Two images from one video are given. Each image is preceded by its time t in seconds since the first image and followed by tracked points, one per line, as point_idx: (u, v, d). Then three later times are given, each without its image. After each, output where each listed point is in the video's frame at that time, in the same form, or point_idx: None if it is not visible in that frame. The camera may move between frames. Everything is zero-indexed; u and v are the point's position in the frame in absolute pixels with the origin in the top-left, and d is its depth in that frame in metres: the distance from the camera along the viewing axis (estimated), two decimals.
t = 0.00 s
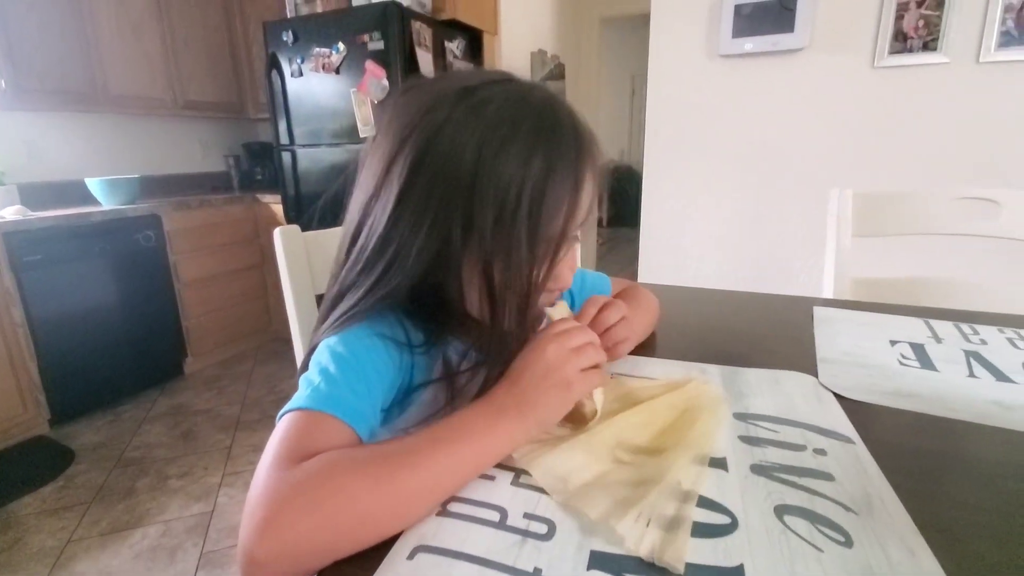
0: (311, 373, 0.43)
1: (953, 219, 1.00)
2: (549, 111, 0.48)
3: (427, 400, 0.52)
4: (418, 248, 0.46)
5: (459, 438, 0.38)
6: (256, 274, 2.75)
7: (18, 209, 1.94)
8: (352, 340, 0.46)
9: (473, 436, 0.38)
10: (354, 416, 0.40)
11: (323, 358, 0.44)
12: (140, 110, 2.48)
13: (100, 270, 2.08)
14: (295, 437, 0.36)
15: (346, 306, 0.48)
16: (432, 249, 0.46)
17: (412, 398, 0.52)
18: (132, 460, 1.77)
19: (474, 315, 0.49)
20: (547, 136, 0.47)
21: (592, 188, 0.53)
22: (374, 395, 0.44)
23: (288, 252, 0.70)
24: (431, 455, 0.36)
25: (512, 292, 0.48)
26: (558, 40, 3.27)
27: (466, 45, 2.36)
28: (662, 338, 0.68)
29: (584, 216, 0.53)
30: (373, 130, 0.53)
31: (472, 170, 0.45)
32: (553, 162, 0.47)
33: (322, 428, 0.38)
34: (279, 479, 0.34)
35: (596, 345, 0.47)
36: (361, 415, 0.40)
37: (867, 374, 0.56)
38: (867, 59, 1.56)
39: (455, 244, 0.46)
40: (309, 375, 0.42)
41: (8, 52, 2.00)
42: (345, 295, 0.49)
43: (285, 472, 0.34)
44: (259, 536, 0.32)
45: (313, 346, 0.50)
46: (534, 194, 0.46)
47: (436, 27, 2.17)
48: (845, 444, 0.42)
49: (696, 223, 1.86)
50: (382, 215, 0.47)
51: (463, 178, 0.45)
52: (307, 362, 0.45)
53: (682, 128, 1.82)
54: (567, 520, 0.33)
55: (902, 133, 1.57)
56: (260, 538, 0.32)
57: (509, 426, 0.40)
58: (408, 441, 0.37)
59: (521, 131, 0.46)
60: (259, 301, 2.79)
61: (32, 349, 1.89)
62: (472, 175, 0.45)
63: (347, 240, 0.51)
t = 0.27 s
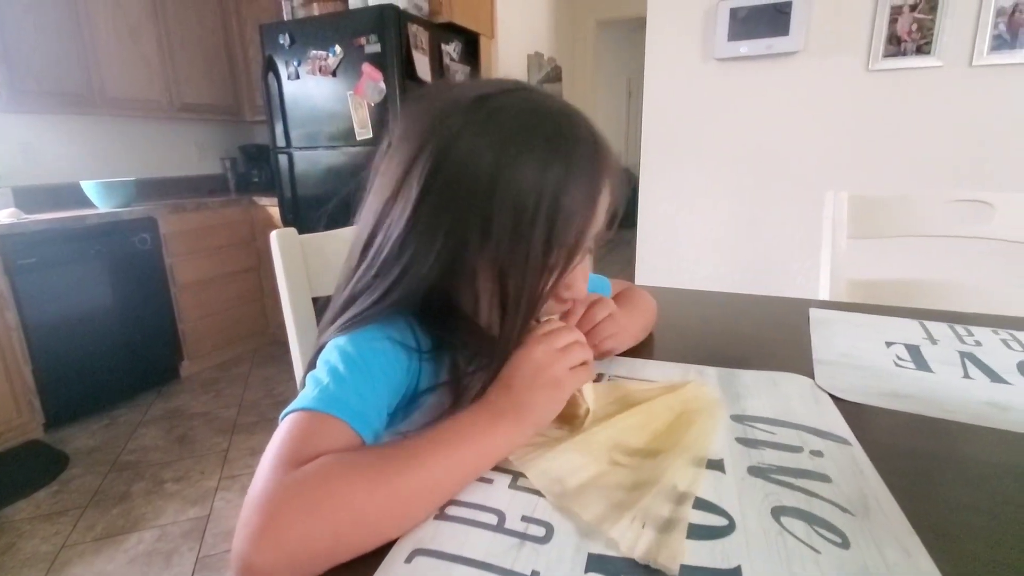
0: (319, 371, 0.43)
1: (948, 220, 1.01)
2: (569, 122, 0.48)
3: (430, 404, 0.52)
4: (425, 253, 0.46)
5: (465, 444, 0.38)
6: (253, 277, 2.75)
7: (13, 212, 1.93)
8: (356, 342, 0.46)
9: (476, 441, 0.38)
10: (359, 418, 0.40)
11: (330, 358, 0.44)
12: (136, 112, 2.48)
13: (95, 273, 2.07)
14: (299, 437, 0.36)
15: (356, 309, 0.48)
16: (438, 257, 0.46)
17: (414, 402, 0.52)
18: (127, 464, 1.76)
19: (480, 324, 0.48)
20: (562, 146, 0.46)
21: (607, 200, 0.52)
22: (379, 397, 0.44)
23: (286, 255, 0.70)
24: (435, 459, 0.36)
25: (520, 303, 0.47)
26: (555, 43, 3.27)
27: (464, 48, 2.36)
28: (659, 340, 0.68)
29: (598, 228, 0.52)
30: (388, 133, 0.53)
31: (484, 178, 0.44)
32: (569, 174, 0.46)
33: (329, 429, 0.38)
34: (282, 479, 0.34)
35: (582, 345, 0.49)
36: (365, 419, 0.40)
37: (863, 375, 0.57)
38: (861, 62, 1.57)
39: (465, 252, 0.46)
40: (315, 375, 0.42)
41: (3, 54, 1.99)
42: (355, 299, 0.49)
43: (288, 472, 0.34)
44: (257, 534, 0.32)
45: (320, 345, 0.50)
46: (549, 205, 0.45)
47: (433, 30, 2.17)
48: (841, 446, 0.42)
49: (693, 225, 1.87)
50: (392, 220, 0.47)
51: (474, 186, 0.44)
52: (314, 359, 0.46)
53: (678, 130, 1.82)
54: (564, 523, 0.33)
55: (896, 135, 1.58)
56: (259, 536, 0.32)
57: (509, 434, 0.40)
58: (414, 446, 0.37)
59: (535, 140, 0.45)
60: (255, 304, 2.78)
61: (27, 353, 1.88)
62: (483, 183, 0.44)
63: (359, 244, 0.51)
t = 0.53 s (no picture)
0: (318, 373, 0.43)
1: (943, 220, 1.01)
2: (581, 130, 0.48)
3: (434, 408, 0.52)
4: (434, 256, 0.46)
5: (467, 448, 0.38)
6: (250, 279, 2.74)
7: (8, 214, 1.92)
8: (357, 344, 0.46)
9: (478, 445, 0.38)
10: (360, 421, 0.40)
11: (331, 360, 0.45)
12: (132, 113, 2.47)
13: (91, 275, 2.06)
14: (301, 438, 0.37)
15: (359, 310, 0.48)
16: (444, 260, 0.46)
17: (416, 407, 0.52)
18: (124, 468, 1.75)
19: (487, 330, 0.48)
20: (569, 151, 0.46)
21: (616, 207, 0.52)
22: (380, 400, 0.44)
23: (282, 256, 0.70)
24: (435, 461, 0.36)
25: (527, 309, 0.47)
26: (551, 45, 3.28)
27: (461, 50, 2.36)
28: (657, 342, 0.68)
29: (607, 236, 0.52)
30: (396, 137, 0.53)
31: (492, 181, 0.44)
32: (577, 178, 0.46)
33: (331, 431, 0.38)
34: (281, 480, 0.34)
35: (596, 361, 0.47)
36: (366, 421, 0.40)
37: (860, 375, 0.57)
38: (857, 64, 1.58)
39: (469, 256, 0.46)
40: (316, 376, 0.42)
41: None
42: (359, 300, 0.49)
43: (288, 473, 0.34)
44: (255, 535, 0.32)
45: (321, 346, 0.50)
46: (556, 211, 0.45)
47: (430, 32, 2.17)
48: (839, 446, 0.42)
49: (690, 227, 1.87)
50: (401, 224, 0.47)
51: (479, 190, 0.44)
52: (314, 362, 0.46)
53: (675, 131, 1.83)
54: (563, 526, 0.33)
55: (892, 137, 1.58)
56: (256, 535, 0.32)
57: (509, 437, 0.40)
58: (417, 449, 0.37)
59: (542, 145, 0.45)
60: (252, 306, 2.77)
61: (22, 356, 1.88)
62: (491, 187, 0.44)
63: (365, 246, 0.51)
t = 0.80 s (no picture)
0: (307, 380, 0.42)
1: (942, 221, 1.01)
2: (529, 100, 0.48)
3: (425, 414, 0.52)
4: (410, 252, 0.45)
5: (458, 446, 0.37)
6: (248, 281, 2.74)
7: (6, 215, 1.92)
8: (347, 344, 0.46)
9: (470, 442, 0.37)
10: (349, 423, 0.39)
11: (317, 365, 0.44)
12: (130, 115, 2.47)
13: (89, 276, 2.05)
14: (290, 447, 0.36)
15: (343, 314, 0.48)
16: (413, 245, 0.45)
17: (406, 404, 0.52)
18: (122, 469, 1.75)
19: (464, 320, 0.48)
20: (519, 119, 0.46)
21: (576, 176, 0.52)
22: (369, 402, 0.43)
23: (281, 256, 0.69)
24: (426, 460, 0.36)
25: (499, 287, 0.46)
26: (550, 46, 3.28)
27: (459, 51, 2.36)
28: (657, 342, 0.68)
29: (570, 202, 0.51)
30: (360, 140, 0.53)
31: (464, 174, 0.44)
32: (544, 162, 0.46)
33: (318, 438, 0.37)
34: (272, 490, 0.33)
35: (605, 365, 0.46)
36: (355, 423, 0.40)
37: (861, 375, 0.57)
38: (855, 65, 1.58)
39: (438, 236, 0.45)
40: (303, 383, 0.42)
41: None
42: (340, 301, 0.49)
43: (277, 481, 0.34)
44: (249, 545, 0.32)
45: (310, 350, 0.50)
46: (513, 179, 0.45)
47: (429, 33, 2.17)
48: (840, 447, 0.42)
49: (689, 227, 1.87)
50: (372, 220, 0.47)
51: (437, 167, 0.44)
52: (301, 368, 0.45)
53: (673, 132, 1.83)
54: (562, 527, 0.33)
55: (891, 137, 1.58)
56: (250, 546, 0.32)
57: (507, 435, 0.39)
58: (406, 447, 0.37)
59: (492, 116, 0.45)
60: (250, 308, 2.77)
61: (20, 358, 1.87)
62: (464, 180, 0.44)
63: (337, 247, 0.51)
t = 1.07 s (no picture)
0: (291, 385, 0.42)
1: (940, 222, 1.01)
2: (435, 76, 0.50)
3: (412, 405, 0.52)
4: (358, 236, 0.47)
5: (455, 447, 0.36)
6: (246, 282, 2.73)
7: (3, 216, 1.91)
8: (327, 343, 0.46)
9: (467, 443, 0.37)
10: (335, 422, 0.39)
11: (301, 366, 0.44)
12: (129, 116, 2.46)
13: (87, 278, 2.05)
14: (281, 449, 0.36)
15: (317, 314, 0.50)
16: (345, 223, 0.47)
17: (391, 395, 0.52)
18: (119, 471, 1.74)
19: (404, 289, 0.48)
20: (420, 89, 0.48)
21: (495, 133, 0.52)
22: (350, 398, 0.43)
23: (280, 257, 0.69)
24: (421, 462, 0.35)
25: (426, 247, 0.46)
26: (549, 48, 3.29)
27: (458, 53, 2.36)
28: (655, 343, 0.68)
29: (499, 161, 0.51)
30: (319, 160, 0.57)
31: (391, 152, 0.45)
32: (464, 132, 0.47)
33: (305, 440, 0.37)
34: (264, 497, 0.33)
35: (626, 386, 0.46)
36: (342, 422, 0.40)
37: (859, 376, 0.57)
38: (853, 67, 1.58)
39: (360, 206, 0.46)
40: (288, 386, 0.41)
41: None
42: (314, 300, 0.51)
43: (265, 486, 0.34)
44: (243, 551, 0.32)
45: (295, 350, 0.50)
46: (415, 140, 0.46)
47: (427, 35, 2.17)
48: (840, 448, 0.42)
49: (687, 228, 1.88)
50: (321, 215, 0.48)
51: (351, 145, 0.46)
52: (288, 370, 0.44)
53: (672, 133, 1.83)
54: (562, 529, 0.33)
55: (889, 139, 1.59)
56: (245, 552, 0.31)
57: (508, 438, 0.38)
58: (396, 448, 0.36)
59: (390, 92, 0.47)
60: (249, 309, 2.76)
61: (18, 359, 1.86)
62: (394, 157, 0.45)
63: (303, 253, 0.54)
